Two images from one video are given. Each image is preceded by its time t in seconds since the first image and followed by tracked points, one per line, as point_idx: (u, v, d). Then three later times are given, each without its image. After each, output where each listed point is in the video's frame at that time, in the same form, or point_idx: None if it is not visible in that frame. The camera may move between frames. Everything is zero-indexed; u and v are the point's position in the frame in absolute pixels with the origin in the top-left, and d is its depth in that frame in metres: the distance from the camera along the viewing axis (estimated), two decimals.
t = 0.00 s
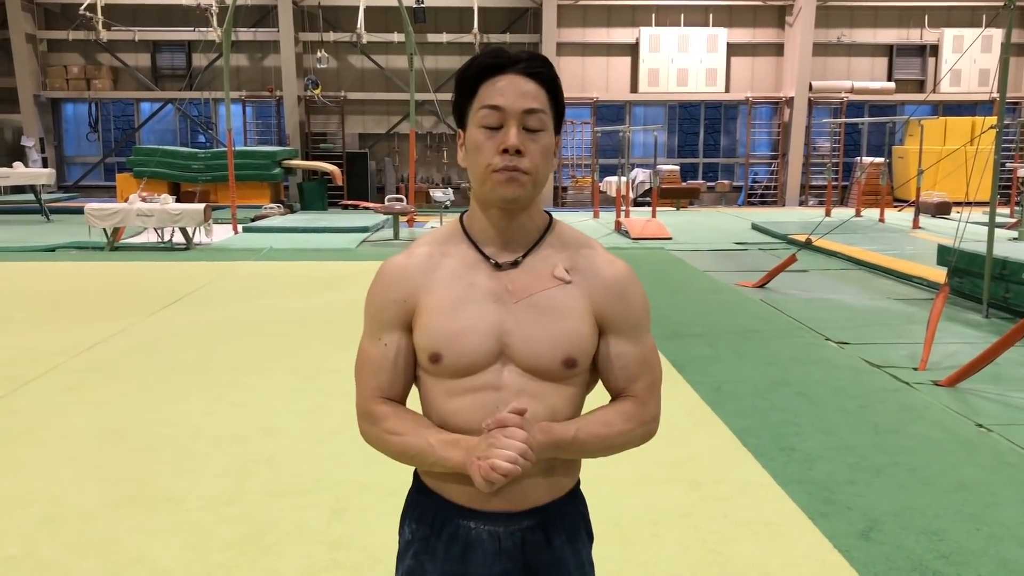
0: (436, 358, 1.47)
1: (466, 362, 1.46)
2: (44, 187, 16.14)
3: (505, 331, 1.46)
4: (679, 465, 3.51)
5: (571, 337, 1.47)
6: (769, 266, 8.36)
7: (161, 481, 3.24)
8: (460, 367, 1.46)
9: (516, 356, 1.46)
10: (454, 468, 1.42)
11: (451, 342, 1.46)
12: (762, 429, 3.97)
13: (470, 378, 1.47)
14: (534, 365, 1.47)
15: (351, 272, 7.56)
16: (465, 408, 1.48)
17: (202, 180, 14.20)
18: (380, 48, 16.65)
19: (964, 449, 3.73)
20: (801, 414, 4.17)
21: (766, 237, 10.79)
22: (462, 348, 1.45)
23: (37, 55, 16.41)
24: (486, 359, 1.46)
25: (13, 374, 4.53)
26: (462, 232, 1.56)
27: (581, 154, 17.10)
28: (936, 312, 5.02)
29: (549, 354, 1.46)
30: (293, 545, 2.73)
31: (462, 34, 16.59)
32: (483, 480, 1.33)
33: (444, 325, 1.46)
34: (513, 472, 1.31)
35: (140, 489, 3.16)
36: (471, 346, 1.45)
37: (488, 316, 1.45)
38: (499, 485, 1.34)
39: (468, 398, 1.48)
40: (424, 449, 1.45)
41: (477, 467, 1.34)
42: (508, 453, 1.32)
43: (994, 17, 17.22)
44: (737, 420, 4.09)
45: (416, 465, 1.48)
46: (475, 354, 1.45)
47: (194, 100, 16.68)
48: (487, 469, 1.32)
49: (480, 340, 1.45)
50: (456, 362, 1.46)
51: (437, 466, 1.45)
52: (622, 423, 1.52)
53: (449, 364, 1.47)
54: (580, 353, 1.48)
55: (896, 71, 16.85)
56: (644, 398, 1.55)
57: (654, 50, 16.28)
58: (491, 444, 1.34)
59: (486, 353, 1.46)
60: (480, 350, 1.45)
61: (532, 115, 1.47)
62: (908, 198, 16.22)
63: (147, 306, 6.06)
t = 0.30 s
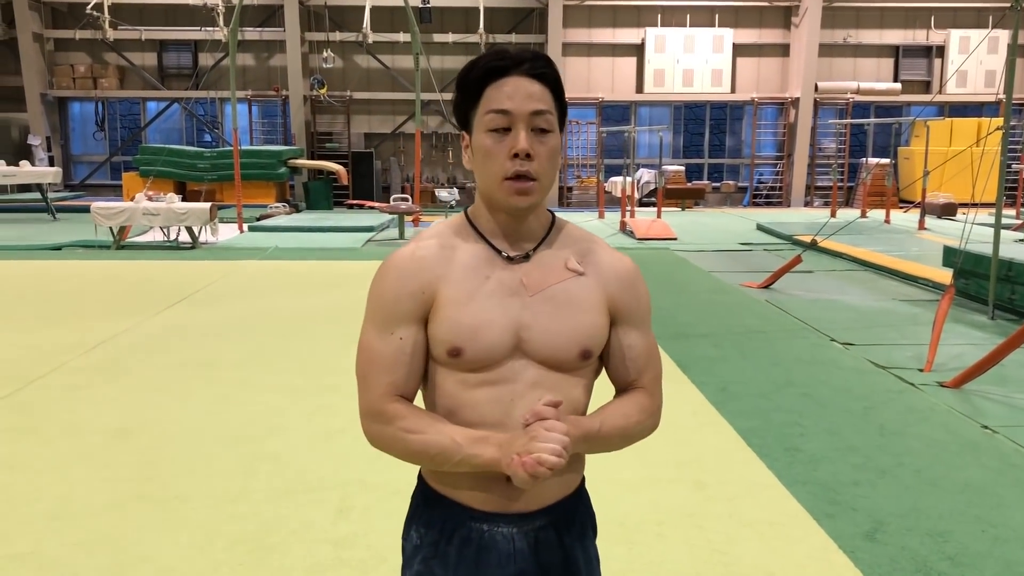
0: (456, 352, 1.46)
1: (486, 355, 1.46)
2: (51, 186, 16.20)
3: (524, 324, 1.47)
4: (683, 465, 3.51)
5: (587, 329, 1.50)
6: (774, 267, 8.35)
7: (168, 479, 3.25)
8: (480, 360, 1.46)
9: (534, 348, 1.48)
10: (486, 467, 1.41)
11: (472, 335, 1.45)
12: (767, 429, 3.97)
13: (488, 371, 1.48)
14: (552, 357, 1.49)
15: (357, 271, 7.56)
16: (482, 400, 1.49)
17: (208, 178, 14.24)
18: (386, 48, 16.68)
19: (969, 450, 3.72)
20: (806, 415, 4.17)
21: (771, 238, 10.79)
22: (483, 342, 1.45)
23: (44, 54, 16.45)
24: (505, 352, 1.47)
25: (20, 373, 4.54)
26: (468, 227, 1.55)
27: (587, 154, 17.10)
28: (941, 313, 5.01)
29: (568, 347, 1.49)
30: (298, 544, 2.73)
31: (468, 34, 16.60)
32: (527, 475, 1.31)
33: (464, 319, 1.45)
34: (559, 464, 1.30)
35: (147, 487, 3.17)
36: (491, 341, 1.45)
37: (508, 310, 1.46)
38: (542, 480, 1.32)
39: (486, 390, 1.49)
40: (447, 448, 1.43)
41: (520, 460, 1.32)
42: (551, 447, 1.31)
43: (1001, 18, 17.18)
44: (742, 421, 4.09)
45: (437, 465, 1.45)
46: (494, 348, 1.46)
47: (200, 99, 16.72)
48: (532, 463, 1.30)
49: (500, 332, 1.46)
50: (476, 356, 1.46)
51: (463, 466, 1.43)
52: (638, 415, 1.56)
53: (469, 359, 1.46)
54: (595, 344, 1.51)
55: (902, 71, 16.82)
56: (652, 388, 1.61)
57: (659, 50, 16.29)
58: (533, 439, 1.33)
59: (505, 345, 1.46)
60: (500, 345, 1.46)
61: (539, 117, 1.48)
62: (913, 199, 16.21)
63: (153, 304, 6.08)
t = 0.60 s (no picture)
0: (460, 368, 1.46)
1: (489, 369, 1.46)
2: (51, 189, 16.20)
3: (526, 336, 1.48)
4: (683, 470, 3.51)
5: (589, 339, 1.51)
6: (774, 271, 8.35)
7: (167, 482, 3.25)
8: (485, 374, 1.46)
9: (536, 360, 1.49)
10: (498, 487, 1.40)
11: (476, 350, 1.45)
12: (767, 434, 3.97)
13: (494, 383, 1.48)
14: (556, 367, 1.49)
15: (356, 275, 7.56)
16: (487, 411, 1.49)
17: (207, 182, 14.21)
18: (386, 52, 16.71)
19: (968, 456, 3.72)
20: (806, 419, 4.17)
21: (770, 242, 10.79)
22: (487, 356, 1.45)
23: (44, 57, 16.47)
24: (508, 365, 1.47)
25: (20, 376, 4.54)
26: (463, 239, 1.56)
27: (586, 158, 17.11)
28: (940, 318, 5.01)
29: (570, 358, 1.50)
30: (297, 548, 2.73)
31: (467, 38, 16.62)
32: (546, 498, 1.31)
33: (468, 333, 1.45)
34: (577, 487, 1.31)
35: (146, 491, 3.17)
36: (494, 355, 1.45)
37: (510, 323, 1.47)
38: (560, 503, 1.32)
39: (491, 401, 1.49)
40: (457, 468, 1.41)
41: (539, 481, 1.32)
42: (569, 470, 1.32)
43: (999, 24, 17.21)
44: (741, 426, 4.09)
45: (445, 484, 1.44)
46: (497, 361, 1.46)
47: (200, 103, 16.73)
48: (551, 487, 1.30)
49: (503, 345, 1.46)
50: (481, 371, 1.46)
51: (474, 487, 1.42)
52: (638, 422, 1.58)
53: (475, 374, 1.46)
54: (596, 353, 1.52)
55: (901, 77, 16.83)
56: (649, 395, 1.63)
57: (658, 55, 16.30)
58: (550, 462, 1.33)
59: (508, 358, 1.47)
60: (503, 357, 1.46)
61: (514, 124, 1.48)
62: (912, 204, 16.21)
63: (153, 308, 6.08)
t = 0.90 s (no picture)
0: (449, 378, 1.48)
1: (479, 379, 1.48)
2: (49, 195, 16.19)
3: (515, 347, 1.49)
4: (682, 476, 3.51)
5: (581, 351, 1.50)
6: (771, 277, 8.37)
7: (166, 487, 3.25)
8: (473, 384, 1.48)
9: (527, 371, 1.50)
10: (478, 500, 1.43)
11: (464, 361, 1.47)
12: (765, 440, 3.97)
13: (484, 394, 1.50)
14: (545, 379, 1.50)
15: (355, 280, 7.56)
16: (478, 419, 1.51)
17: (206, 187, 14.25)
18: (385, 58, 16.74)
19: (965, 462, 3.73)
20: (804, 425, 4.17)
21: (768, 248, 10.81)
22: (475, 366, 1.47)
23: (42, 62, 16.48)
24: (498, 375, 1.48)
25: (18, 381, 4.53)
26: (461, 250, 1.58)
27: (584, 164, 17.14)
28: (938, 324, 5.01)
29: (561, 369, 1.50)
30: (296, 553, 2.73)
31: (466, 44, 16.65)
32: (508, 523, 1.33)
33: (456, 344, 1.47)
34: (537, 512, 1.32)
35: (145, 496, 3.16)
36: (483, 365, 1.47)
37: (499, 334, 1.48)
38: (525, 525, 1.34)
39: (481, 410, 1.51)
40: (439, 478, 1.46)
41: (504, 505, 1.34)
42: (531, 496, 1.33)
43: (996, 32, 17.28)
44: (739, 431, 4.10)
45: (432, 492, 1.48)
46: (486, 372, 1.48)
47: (199, 108, 16.75)
48: (512, 511, 1.32)
49: (492, 357, 1.47)
50: (469, 381, 1.48)
51: (456, 496, 1.46)
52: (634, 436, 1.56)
53: (463, 384, 1.48)
54: (588, 366, 1.51)
55: (898, 84, 16.89)
56: (650, 407, 1.61)
57: (656, 62, 16.33)
58: (515, 485, 1.35)
59: (498, 369, 1.48)
60: (492, 368, 1.47)
61: (502, 132, 1.49)
62: (909, 210, 16.25)
63: (152, 313, 6.08)
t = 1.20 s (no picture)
0: (443, 381, 1.48)
1: (473, 383, 1.47)
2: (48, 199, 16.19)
3: (510, 350, 1.48)
4: (681, 483, 3.50)
5: (574, 354, 1.49)
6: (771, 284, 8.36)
7: (164, 494, 3.23)
8: (467, 388, 1.48)
9: (522, 375, 1.49)
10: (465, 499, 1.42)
11: (459, 364, 1.46)
12: (764, 447, 3.96)
13: (477, 397, 1.49)
14: (540, 382, 1.49)
15: (354, 286, 7.56)
16: (472, 424, 1.50)
17: (205, 193, 14.24)
18: (385, 64, 16.75)
19: (965, 469, 3.71)
20: (803, 432, 4.16)
21: (768, 254, 10.80)
22: (469, 370, 1.46)
23: (42, 67, 16.51)
24: (492, 379, 1.48)
25: (16, 386, 4.53)
26: (459, 254, 1.57)
27: (584, 170, 17.15)
28: (938, 330, 5.00)
29: (554, 372, 1.49)
30: (294, 560, 2.71)
31: (466, 50, 16.67)
32: (487, 515, 1.32)
33: (451, 348, 1.46)
34: (512, 501, 1.31)
35: (143, 502, 3.15)
36: (477, 368, 1.46)
37: (494, 338, 1.47)
38: (504, 517, 1.33)
39: (475, 414, 1.50)
40: (431, 479, 1.45)
41: (482, 497, 1.33)
42: (504, 484, 1.32)
43: (995, 39, 17.31)
44: (739, 438, 4.08)
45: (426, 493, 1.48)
46: (480, 376, 1.47)
47: (199, 113, 16.75)
48: (487, 503, 1.32)
49: (487, 360, 1.46)
50: (463, 384, 1.47)
51: (444, 496, 1.45)
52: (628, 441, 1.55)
53: (457, 387, 1.47)
54: (583, 370, 1.50)
55: (897, 90, 16.91)
56: (644, 414, 1.59)
57: (656, 68, 16.35)
58: (489, 476, 1.34)
59: (492, 373, 1.47)
60: (485, 371, 1.47)
61: (510, 136, 1.48)
62: (910, 217, 16.26)
63: (150, 318, 6.06)
